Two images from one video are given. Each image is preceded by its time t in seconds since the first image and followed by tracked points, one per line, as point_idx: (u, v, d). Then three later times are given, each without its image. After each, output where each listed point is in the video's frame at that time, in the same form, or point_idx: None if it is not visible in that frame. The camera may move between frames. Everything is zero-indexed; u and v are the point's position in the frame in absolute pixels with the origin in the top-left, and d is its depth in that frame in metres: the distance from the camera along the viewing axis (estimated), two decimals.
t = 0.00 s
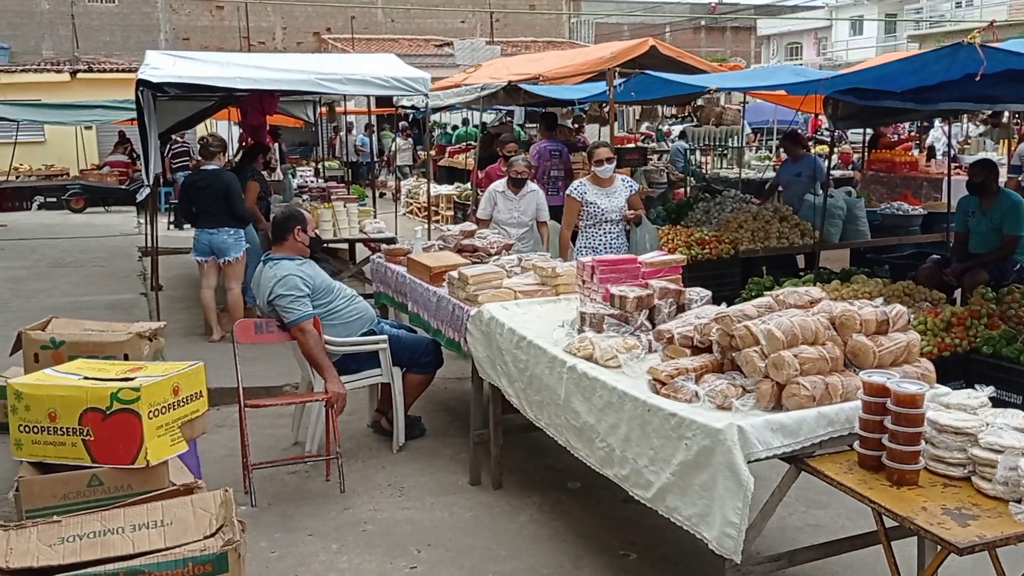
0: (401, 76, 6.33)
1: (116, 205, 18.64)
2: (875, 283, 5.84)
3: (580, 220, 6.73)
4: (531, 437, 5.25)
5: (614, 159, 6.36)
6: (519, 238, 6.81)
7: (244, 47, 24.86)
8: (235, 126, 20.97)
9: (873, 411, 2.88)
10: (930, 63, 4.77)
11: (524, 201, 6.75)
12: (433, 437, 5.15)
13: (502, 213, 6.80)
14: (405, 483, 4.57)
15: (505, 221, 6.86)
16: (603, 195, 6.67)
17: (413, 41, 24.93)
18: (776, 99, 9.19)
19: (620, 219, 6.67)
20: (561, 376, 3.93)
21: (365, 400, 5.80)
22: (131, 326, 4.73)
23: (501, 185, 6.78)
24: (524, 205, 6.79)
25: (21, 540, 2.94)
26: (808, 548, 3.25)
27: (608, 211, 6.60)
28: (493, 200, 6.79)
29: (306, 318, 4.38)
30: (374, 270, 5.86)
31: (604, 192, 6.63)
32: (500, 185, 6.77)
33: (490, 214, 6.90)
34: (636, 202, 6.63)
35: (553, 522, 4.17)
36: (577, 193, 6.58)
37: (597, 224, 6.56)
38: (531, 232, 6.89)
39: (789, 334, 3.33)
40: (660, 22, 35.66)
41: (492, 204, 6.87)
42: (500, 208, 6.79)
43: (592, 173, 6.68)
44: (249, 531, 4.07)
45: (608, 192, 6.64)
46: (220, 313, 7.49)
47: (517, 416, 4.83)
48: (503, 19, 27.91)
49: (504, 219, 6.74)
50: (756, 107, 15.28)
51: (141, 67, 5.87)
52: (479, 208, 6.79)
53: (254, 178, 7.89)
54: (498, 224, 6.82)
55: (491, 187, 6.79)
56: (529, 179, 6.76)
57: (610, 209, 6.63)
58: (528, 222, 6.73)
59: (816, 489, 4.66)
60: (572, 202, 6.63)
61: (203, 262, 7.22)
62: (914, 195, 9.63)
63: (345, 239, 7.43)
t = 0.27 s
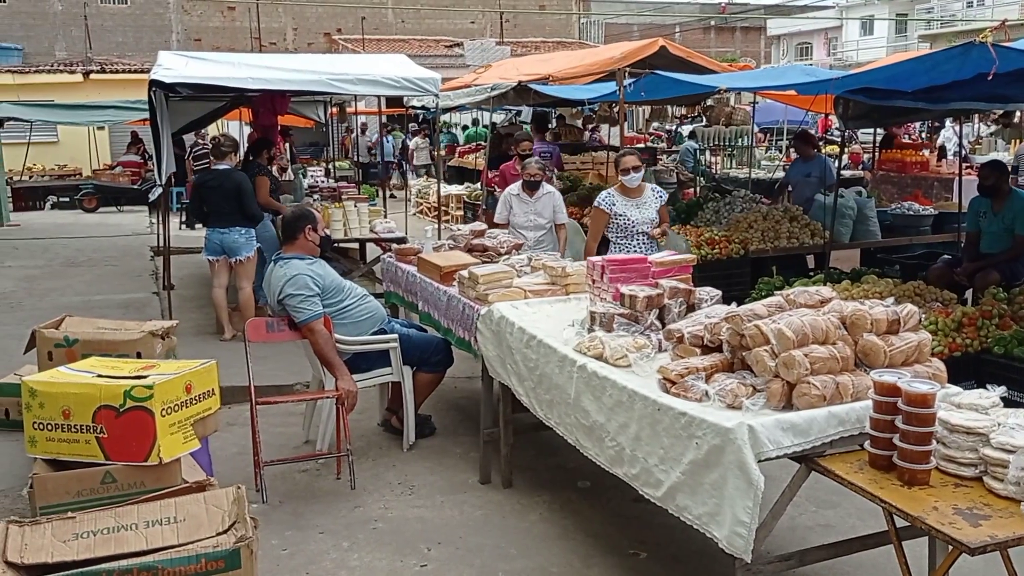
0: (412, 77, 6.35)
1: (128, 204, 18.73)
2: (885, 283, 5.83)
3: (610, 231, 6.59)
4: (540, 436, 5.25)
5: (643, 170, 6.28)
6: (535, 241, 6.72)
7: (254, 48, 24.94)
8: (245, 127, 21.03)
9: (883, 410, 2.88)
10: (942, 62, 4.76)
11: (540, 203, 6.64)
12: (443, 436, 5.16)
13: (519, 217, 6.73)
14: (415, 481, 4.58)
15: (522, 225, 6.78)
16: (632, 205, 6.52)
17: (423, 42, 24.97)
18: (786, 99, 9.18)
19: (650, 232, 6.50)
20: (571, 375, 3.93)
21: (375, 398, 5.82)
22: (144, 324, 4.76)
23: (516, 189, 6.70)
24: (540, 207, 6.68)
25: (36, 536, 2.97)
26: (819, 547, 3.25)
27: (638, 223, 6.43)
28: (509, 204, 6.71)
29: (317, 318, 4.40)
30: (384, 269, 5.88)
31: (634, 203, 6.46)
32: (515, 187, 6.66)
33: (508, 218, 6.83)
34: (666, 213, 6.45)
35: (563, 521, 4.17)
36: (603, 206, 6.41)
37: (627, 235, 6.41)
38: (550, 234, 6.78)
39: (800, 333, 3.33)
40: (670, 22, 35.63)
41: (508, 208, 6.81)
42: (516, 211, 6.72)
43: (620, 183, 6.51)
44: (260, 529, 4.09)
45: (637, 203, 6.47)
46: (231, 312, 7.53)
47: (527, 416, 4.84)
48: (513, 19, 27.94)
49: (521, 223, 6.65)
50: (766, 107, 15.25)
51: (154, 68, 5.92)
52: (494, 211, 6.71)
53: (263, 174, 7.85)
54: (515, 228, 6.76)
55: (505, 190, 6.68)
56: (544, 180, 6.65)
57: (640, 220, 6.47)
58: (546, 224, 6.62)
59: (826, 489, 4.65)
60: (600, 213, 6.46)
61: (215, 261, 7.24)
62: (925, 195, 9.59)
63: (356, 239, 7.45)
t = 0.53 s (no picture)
0: (420, 77, 6.36)
1: (137, 204, 18.78)
2: (894, 283, 5.82)
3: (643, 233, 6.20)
4: (548, 437, 5.26)
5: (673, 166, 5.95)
6: (547, 242, 6.59)
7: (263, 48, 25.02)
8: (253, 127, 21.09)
9: (892, 411, 2.88)
10: (950, 62, 4.76)
11: (552, 203, 6.51)
12: (451, 436, 5.17)
13: (532, 217, 6.63)
14: (424, 481, 4.60)
15: (536, 224, 6.67)
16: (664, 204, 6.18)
17: (431, 42, 25.01)
18: (794, 99, 9.16)
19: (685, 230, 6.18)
20: (579, 375, 3.94)
21: (383, 399, 5.83)
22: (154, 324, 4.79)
23: (530, 189, 6.62)
24: (553, 207, 6.54)
25: (47, 534, 2.99)
26: (827, 548, 3.25)
27: (674, 221, 6.10)
28: (523, 203, 6.64)
29: (326, 318, 4.41)
30: (392, 270, 5.89)
31: (667, 200, 6.12)
32: (528, 188, 6.57)
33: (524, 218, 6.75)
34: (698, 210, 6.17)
35: (570, 521, 4.18)
36: (637, 205, 6.05)
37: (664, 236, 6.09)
38: (565, 234, 6.62)
39: (808, 334, 3.33)
40: (678, 22, 35.61)
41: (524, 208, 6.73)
42: (528, 211, 6.62)
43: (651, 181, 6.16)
44: (269, 528, 4.11)
45: (671, 201, 6.13)
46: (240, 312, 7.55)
47: (535, 416, 4.84)
48: (520, 19, 27.97)
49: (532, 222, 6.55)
50: (775, 107, 15.22)
51: (163, 68, 5.95)
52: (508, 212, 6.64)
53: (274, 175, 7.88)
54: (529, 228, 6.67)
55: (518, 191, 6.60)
56: (558, 179, 6.52)
57: (675, 218, 6.15)
58: (557, 224, 6.49)
59: (834, 490, 4.64)
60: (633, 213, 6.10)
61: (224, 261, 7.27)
62: (934, 196, 9.55)
63: (364, 239, 7.47)
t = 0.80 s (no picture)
0: (426, 77, 6.36)
1: (144, 204, 18.83)
2: (900, 284, 5.81)
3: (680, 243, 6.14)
4: (554, 437, 5.25)
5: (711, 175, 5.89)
6: (563, 245, 6.49)
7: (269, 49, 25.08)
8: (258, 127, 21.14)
9: (897, 412, 2.88)
10: (958, 62, 4.74)
11: (569, 206, 6.42)
12: (457, 436, 5.17)
13: (549, 218, 6.54)
14: (430, 480, 4.60)
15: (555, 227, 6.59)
16: (702, 214, 6.09)
17: (436, 42, 25.04)
18: (800, 99, 9.16)
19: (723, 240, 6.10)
20: (585, 375, 3.94)
21: (389, 399, 5.83)
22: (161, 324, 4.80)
23: (549, 189, 6.53)
24: (570, 210, 6.44)
25: (56, 532, 3.00)
26: (833, 549, 3.25)
27: (712, 232, 6.01)
28: (541, 204, 6.56)
29: (332, 318, 4.42)
30: (398, 270, 5.90)
31: (704, 211, 6.04)
32: (548, 188, 6.53)
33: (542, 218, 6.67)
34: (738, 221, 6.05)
35: (576, 522, 4.18)
36: (675, 215, 5.97)
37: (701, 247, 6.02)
38: (583, 237, 6.51)
39: (814, 334, 3.33)
40: (683, 22, 35.64)
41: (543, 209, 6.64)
42: (545, 212, 6.53)
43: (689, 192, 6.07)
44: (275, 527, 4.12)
45: (708, 212, 6.05)
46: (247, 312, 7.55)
47: (540, 416, 4.85)
48: (526, 20, 27.98)
49: (548, 224, 6.47)
50: (781, 107, 15.21)
51: (170, 69, 5.98)
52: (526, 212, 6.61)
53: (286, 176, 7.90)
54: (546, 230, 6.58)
55: (539, 191, 6.57)
56: (578, 182, 6.43)
57: (713, 230, 6.07)
58: (572, 227, 6.38)
59: (841, 490, 4.63)
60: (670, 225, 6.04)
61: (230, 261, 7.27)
62: (941, 196, 9.53)
63: (370, 239, 7.48)
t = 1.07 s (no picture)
0: (430, 78, 6.37)
1: (148, 205, 18.86)
2: (905, 284, 5.80)
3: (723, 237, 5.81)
4: (558, 437, 5.26)
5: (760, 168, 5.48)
6: (588, 247, 6.28)
7: (273, 49, 25.14)
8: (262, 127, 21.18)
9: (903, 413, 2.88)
10: (963, 63, 4.73)
11: (596, 207, 6.22)
12: (461, 437, 5.18)
13: (574, 219, 6.33)
14: (434, 481, 4.61)
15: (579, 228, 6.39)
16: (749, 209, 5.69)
17: (440, 43, 25.07)
18: (804, 100, 9.15)
19: (769, 236, 5.70)
20: (589, 376, 3.95)
21: (393, 399, 5.84)
22: (166, 324, 4.81)
23: (574, 189, 6.33)
24: (597, 211, 6.25)
25: (62, 533, 3.01)
26: (838, 550, 3.25)
27: (758, 228, 5.63)
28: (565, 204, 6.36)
29: (336, 318, 4.43)
30: (403, 270, 5.91)
31: (751, 204, 5.65)
32: (575, 188, 6.32)
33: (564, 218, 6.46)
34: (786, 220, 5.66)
35: (580, 522, 4.18)
36: (717, 208, 5.62)
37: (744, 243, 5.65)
38: (607, 240, 6.33)
39: (818, 335, 3.33)
40: (687, 23, 35.66)
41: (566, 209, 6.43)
42: (570, 213, 6.31)
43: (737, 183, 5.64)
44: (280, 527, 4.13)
45: (755, 205, 5.65)
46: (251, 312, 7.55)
47: (544, 416, 4.85)
48: (530, 20, 28.00)
49: (573, 225, 6.26)
50: (785, 108, 15.18)
51: (175, 70, 5.99)
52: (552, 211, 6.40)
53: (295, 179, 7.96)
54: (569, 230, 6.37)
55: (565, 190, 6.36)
56: (605, 183, 6.24)
57: (759, 226, 5.67)
58: (599, 229, 6.20)
59: (846, 492, 4.63)
60: (713, 216, 5.65)
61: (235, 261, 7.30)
62: (945, 197, 9.51)
63: (374, 239, 7.49)
